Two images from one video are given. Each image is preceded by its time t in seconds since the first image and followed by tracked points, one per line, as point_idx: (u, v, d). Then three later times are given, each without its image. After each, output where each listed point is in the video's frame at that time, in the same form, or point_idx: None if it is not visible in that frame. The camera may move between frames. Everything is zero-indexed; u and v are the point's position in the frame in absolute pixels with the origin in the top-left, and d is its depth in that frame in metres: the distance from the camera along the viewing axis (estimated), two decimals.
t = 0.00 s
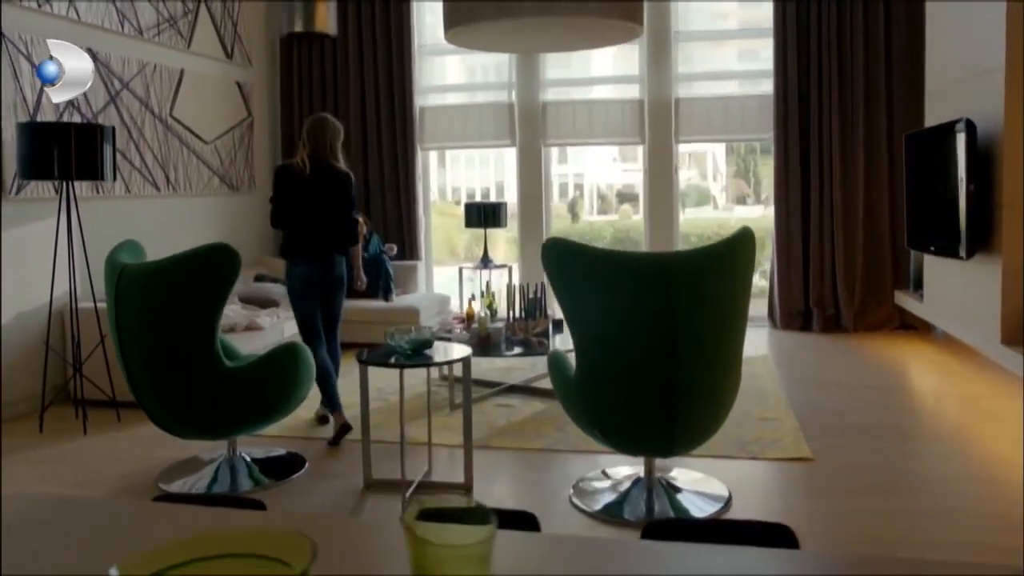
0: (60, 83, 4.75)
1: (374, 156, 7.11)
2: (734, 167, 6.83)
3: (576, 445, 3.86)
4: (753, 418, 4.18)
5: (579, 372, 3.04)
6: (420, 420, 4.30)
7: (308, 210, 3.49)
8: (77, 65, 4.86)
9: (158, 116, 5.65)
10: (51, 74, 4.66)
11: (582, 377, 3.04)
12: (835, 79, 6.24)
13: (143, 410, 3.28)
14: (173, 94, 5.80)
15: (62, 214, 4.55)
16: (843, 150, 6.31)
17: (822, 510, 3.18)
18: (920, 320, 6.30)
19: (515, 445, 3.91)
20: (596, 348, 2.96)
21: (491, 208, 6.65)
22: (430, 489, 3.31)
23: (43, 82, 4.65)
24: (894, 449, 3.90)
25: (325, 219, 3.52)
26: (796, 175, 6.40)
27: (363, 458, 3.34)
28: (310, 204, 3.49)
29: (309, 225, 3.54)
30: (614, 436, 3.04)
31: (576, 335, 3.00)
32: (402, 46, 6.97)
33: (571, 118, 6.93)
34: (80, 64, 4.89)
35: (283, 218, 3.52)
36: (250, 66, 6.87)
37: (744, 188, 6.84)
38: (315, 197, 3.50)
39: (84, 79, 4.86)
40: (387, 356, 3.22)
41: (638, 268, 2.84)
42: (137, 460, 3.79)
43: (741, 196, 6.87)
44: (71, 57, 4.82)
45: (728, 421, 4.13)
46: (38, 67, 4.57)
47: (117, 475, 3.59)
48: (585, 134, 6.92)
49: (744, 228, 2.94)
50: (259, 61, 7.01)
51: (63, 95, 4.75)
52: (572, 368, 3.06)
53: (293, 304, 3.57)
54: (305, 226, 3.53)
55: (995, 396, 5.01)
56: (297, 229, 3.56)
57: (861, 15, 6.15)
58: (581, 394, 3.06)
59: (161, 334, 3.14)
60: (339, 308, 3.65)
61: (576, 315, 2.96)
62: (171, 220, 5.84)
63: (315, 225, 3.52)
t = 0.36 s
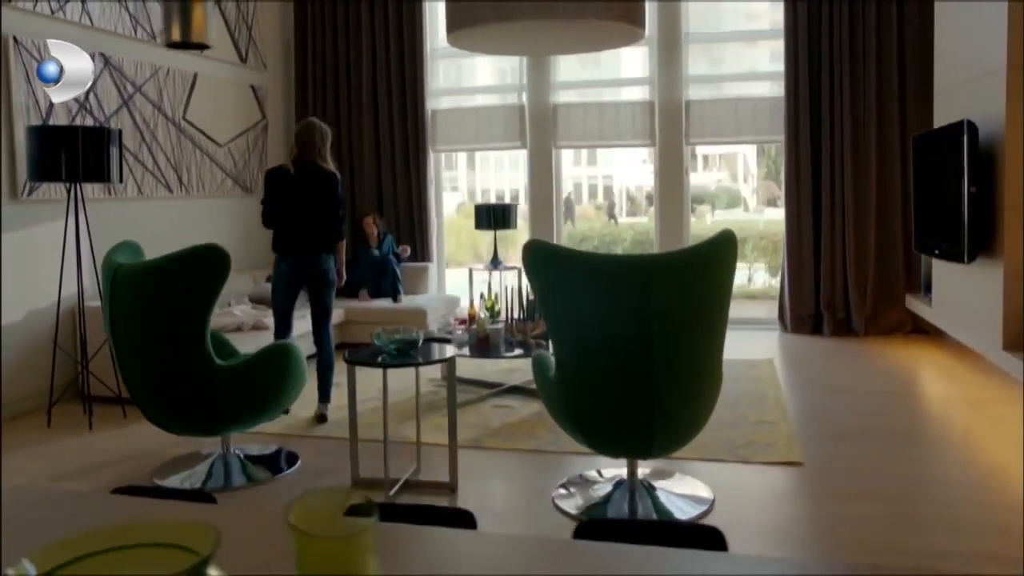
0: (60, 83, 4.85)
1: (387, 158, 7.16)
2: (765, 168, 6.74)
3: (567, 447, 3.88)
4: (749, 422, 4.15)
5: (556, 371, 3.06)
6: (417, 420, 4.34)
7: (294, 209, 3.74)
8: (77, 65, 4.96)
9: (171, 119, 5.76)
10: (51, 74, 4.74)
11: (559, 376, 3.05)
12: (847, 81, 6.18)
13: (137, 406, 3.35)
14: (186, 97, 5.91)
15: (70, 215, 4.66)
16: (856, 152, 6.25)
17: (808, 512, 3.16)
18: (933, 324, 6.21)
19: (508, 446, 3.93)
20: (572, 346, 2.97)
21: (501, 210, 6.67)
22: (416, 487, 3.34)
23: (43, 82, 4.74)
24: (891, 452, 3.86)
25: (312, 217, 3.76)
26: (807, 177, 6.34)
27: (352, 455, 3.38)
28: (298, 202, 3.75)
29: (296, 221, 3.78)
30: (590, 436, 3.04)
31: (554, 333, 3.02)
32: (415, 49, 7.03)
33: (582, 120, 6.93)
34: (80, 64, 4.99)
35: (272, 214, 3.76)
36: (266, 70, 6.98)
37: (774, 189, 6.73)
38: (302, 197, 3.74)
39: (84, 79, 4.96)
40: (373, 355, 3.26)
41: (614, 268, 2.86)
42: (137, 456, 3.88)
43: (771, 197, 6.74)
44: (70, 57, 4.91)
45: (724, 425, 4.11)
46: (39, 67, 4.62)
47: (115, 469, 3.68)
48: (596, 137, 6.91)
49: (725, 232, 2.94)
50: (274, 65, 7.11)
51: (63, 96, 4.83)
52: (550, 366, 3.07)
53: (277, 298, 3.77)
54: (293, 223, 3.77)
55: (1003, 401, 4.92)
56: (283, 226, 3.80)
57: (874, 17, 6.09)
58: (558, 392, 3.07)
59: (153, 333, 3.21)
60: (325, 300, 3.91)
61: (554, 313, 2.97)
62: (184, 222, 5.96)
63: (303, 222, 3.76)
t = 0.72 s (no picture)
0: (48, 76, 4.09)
1: (395, 157, 7.22)
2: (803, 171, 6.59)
3: (553, 445, 3.89)
4: (739, 422, 4.13)
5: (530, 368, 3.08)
6: (409, 416, 4.37)
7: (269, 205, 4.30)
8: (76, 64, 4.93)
9: (179, 116, 5.85)
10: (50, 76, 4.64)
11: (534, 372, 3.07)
12: (855, 80, 6.11)
13: (124, 398, 3.41)
14: (194, 94, 5.99)
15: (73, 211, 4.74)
16: (864, 152, 6.18)
17: (787, 513, 3.14)
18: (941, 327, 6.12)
19: (496, 442, 3.95)
20: (545, 343, 2.99)
21: (507, 208, 6.69)
22: (396, 482, 3.37)
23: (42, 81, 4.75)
24: (882, 454, 3.82)
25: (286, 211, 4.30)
26: (814, 177, 6.29)
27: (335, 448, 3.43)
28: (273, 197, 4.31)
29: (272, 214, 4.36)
30: (564, 434, 3.05)
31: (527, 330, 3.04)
32: (423, 48, 7.07)
33: (589, 119, 6.93)
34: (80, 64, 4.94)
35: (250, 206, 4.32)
36: (276, 68, 7.06)
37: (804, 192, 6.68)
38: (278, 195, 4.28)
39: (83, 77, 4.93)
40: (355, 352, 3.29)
41: (587, 266, 2.88)
42: (131, 446, 3.95)
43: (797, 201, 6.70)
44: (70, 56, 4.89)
45: (714, 424, 4.10)
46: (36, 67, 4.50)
47: (108, 459, 3.76)
48: (604, 136, 6.91)
49: (702, 232, 2.93)
50: (284, 64, 7.20)
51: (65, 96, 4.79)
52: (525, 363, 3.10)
53: (252, 279, 4.32)
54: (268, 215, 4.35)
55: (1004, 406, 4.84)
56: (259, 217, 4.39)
57: (883, 15, 6.02)
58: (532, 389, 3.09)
59: (139, 326, 3.26)
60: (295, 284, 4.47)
61: (527, 310, 2.99)
62: (191, 218, 6.04)
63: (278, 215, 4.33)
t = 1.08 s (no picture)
0: (59, 83, 4.90)
1: (404, 155, 7.28)
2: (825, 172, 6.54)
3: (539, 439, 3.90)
4: (729, 421, 4.12)
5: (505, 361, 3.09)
6: (402, 409, 4.42)
7: (261, 200, 5.07)
8: (77, 66, 5.01)
9: (189, 113, 5.95)
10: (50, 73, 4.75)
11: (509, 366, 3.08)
12: (864, 80, 6.05)
13: (116, 387, 3.49)
14: (203, 92, 6.09)
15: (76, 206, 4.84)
16: (872, 150, 6.11)
17: (764, 510, 3.13)
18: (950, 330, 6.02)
19: (483, 437, 3.97)
20: (520, 338, 2.99)
21: (513, 207, 6.71)
22: (378, 473, 3.41)
23: (42, 82, 4.84)
24: (870, 455, 3.78)
25: (277, 206, 5.06)
26: (821, 177, 6.23)
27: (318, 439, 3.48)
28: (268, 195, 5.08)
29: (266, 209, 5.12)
30: (540, 427, 3.08)
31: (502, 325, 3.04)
32: (432, 47, 7.11)
33: (596, 118, 6.94)
34: (80, 64, 5.04)
35: (245, 201, 5.11)
36: (288, 67, 7.15)
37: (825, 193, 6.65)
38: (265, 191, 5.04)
39: (84, 78, 5.02)
40: (337, 345, 3.32)
41: (561, 263, 2.86)
42: (128, 434, 4.04)
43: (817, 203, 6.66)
44: (71, 57, 4.96)
45: (703, 423, 4.09)
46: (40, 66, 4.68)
47: (103, 446, 3.85)
48: (610, 135, 6.91)
49: (678, 228, 2.91)
50: (296, 62, 7.29)
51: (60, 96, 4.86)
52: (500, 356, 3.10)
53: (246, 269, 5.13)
54: (263, 210, 5.11)
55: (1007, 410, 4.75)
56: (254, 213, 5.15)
57: (893, 14, 5.95)
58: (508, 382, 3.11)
59: (128, 317, 3.34)
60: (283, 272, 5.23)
61: (501, 305, 2.98)
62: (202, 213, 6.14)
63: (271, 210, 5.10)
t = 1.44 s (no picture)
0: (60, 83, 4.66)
1: (413, 150, 7.33)
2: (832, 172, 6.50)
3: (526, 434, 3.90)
4: (717, 419, 4.09)
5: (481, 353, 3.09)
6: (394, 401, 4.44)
7: (266, 193, 5.16)
8: (77, 65, 4.96)
9: (197, 106, 6.03)
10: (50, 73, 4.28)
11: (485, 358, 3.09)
12: (873, 79, 5.98)
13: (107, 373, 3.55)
14: (212, 85, 6.16)
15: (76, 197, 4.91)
16: (880, 148, 6.04)
17: (738, 505, 3.12)
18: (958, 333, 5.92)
19: (469, 430, 3.98)
20: (496, 330, 3.00)
21: (518, 204, 6.72)
22: (359, 463, 3.43)
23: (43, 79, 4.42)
24: (857, 456, 3.74)
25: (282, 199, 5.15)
26: (827, 177, 6.18)
27: (302, 428, 3.52)
28: (278, 188, 5.15)
29: (277, 202, 5.19)
30: (516, 420, 3.08)
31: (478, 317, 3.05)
32: (441, 42, 7.15)
33: (604, 115, 6.95)
34: (80, 64, 4.99)
35: (251, 194, 5.19)
36: (298, 61, 7.22)
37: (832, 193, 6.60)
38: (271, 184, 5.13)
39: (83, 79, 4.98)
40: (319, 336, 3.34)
41: (538, 255, 2.88)
42: (123, 420, 4.12)
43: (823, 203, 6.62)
44: (71, 57, 4.89)
45: (691, 420, 4.06)
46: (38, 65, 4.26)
47: (96, 431, 3.93)
48: (617, 132, 6.93)
49: (654, 221, 2.92)
50: (307, 57, 7.35)
51: (64, 94, 4.74)
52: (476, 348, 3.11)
53: (251, 261, 5.21)
54: (273, 203, 5.17)
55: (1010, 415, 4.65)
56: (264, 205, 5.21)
57: (904, 12, 5.87)
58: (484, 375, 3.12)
59: (117, 304, 3.39)
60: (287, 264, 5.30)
61: (478, 297, 3.00)
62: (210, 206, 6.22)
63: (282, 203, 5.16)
